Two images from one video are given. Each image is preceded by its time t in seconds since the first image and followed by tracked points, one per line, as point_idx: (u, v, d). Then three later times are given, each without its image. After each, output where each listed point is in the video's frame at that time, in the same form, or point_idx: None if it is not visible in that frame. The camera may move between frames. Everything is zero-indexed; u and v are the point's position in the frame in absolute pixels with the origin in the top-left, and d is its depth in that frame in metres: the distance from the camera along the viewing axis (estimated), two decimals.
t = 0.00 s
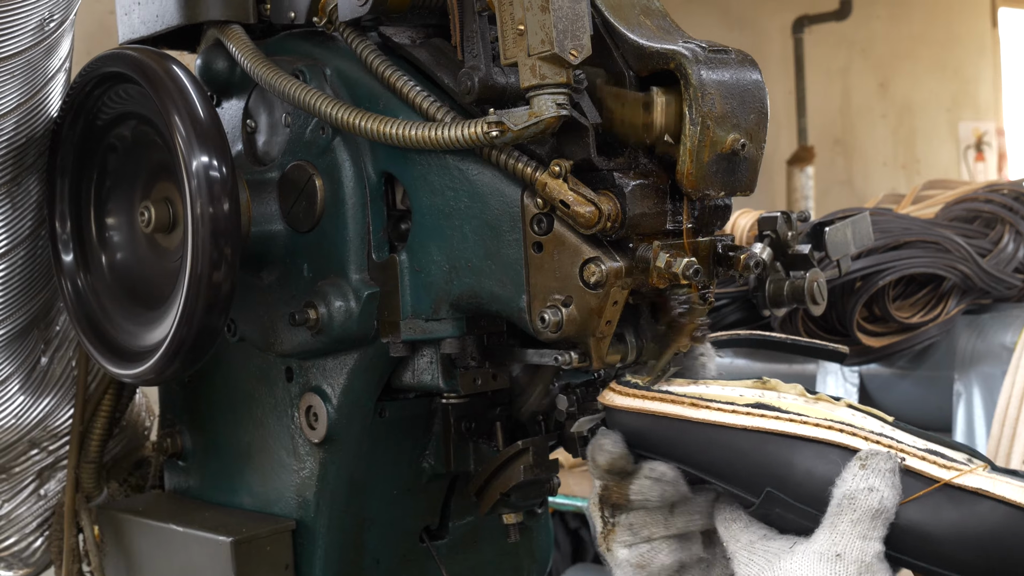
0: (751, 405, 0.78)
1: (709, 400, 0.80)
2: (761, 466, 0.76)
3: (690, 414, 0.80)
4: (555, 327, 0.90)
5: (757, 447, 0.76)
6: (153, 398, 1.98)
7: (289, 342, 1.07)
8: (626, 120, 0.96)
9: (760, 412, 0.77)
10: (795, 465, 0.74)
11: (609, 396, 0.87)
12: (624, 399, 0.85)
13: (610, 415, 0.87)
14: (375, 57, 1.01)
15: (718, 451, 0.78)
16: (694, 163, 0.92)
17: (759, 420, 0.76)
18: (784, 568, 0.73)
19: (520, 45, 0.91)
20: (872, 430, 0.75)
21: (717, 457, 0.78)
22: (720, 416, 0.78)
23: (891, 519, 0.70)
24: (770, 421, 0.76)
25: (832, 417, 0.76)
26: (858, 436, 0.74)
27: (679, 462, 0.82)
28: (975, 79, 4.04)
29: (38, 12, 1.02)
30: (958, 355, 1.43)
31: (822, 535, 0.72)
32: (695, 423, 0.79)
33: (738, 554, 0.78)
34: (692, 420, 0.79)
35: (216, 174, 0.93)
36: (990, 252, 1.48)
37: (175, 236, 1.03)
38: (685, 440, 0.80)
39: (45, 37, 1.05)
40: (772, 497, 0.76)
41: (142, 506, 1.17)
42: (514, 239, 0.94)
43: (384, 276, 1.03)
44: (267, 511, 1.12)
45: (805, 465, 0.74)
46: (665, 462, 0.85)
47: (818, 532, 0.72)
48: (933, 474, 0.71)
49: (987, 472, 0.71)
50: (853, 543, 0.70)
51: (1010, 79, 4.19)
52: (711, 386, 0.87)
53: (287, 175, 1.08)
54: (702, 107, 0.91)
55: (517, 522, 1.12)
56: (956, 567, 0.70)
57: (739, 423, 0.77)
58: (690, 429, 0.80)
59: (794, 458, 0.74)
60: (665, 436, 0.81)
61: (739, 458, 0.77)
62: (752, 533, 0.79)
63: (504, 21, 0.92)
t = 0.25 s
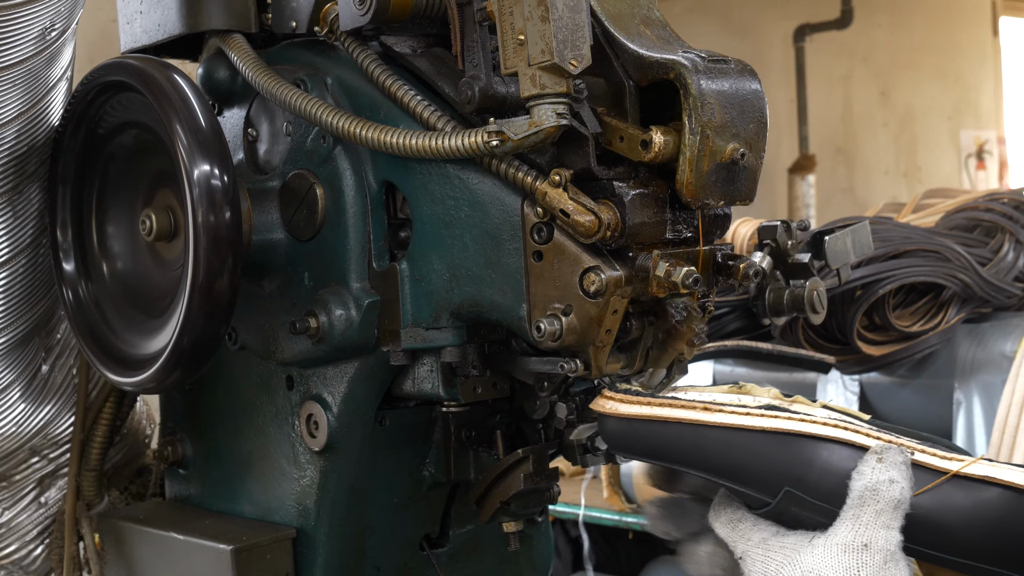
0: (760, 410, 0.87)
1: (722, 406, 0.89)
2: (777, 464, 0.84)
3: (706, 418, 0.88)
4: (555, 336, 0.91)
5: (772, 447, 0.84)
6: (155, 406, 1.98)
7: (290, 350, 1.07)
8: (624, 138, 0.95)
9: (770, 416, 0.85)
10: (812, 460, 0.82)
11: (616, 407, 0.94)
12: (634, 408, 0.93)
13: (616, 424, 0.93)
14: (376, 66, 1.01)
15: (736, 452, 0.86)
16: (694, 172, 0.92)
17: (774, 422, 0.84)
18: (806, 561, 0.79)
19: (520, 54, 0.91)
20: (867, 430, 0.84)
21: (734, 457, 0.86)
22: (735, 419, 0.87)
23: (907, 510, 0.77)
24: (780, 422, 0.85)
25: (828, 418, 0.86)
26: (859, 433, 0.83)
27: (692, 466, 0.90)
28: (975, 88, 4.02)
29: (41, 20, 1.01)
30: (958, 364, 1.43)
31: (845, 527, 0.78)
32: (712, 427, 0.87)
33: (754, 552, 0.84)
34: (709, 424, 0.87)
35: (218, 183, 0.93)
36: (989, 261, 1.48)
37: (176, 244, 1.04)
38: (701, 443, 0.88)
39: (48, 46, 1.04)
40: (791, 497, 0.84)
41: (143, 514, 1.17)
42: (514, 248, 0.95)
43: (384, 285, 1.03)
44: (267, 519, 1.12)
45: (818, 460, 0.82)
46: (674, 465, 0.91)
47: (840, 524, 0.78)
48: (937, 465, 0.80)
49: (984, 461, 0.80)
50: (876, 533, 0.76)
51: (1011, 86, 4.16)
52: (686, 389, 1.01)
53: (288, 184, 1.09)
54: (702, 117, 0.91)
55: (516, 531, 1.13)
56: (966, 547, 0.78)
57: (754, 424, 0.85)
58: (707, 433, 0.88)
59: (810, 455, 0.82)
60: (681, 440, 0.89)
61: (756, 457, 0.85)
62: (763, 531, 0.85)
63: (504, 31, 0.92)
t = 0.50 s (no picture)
0: (752, 420, 0.87)
1: (715, 416, 0.89)
2: (771, 474, 0.84)
3: (700, 429, 0.88)
4: (553, 345, 0.91)
5: (764, 458, 0.85)
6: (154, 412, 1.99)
7: (288, 357, 1.07)
8: (625, 129, 0.97)
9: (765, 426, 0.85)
10: (805, 470, 0.83)
11: (608, 418, 0.94)
12: (626, 419, 0.92)
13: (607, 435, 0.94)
14: (376, 75, 1.01)
15: (730, 462, 0.86)
16: (693, 182, 0.92)
17: (769, 432, 0.85)
18: (797, 566, 0.80)
19: (520, 64, 0.91)
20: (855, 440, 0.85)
21: (728, 467, 0.87)
22: (728, 430, 0.87)
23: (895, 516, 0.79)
24: (774, 433, 0.85)
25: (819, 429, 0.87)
26: (847, 443, 0.84)
27: (684, 477, 0.91)
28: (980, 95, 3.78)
29: (42, 27, 1.02)
30: (956, 375, 1.43)
31: (835, 535, 0.79)
32: (706, 438, 0.88)
33: (743, 560, 0.87)
34: (703, 435, 0.87)
35: (218, 190, 0.94)
36: (989, 270, 1.48)
37: (175, 251, 1.04)
38: (695, 454, 0.88)
39: (49, 52, 1.04)
40: (783, 507, 0.85)
41: (141, 521, 1.17)
42: (513, 256, 0.95)
43: (384, 293, 1.04)
44: (265, 526, 1.12)
45: (811, 470, 0.83)
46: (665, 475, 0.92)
47: (830, 531, 0.80)
48: (921, 474, 0.82)
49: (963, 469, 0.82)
50: (866, 539, 0.78)
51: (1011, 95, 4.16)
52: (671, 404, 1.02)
53: (288, 191, 1.09)
54: (701, 127, 0.92)
55: (514, 539, 1.13)
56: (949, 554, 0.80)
57: (748, 435, 0.85)
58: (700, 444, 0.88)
59: (803, 465, 0.83)
60: (675, 450, 0.89)
61: (750, 467, 0.85)
62: (751, 539, 0.88)
63: (503, 40, 0.92)
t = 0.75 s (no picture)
0: (734, 426, 0.85)
1: (697, 422, 0.85)
2: (755, 479, 0.82)
3: (685, 437, 0.84)
4: (554, 354, 0.91)
5: (748, 463, 0.83)
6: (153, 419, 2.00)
7: (289, 366, 1.07)
8: (623, 157, 0.95)
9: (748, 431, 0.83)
10: (787, 475, 0.81)
11: (590, 427, 0.88)
12: (608, 428, 0.88)
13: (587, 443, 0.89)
14: (376, 83, 1.02)
15: (716, 469, 0.84)
16: (693, 191, 0.92)
17: (752, 437, 0.83)
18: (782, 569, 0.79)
19: (520, 73, 0.91)
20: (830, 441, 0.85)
21: (714, 475, 0.84)
22: (713, 436, 0.84)
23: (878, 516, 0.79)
24: (758, 437, 0.83)
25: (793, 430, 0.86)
26: (826, 446, 0.84)
27: (667, 486, 0.87)
28: (979, 105, 3.78)
29: (43, 36, 1.02)
30: (956, 384, 1.43)
31: (819, 537, 0.78)
32: (690, 445, 0.84)
33: (727, 565, 0.84)
34: (687, 442, 0.84)
35: (218, 199, 0.94)
36: (989, 280, 1.48)
37: (175, 259, 1.04)
38: (680, 462, 0.85)
39: (49, 60, 1.04)
40: (767, 512, 0.83)
41: (140, 529, 1.17)
42: (513, 265, 0.95)
43: (384, 302, 1.04)
44: (264, 534, 1.12)
45: (794, 474, 0.81)
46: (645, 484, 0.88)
47: (813, 533, 0.79)
48: (899, 474, 0.83)
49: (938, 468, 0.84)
50: (850, 541, 0.77)
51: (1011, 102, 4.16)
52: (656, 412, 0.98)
53: (289, 200, 1.09)
54: (701, 136, 0.92)
55: (514, 548, 1.13)
56: (925, 552, 0.82)
57: (732, 441, 0.83)
58: (685, 452, 0.84)
59: (785, 469, 0.82)
60: (659, 459, 0.86)
61: (734, 473, 0.83)
62: (734, 542, 0.86)
63: (504, 50, 0.93)
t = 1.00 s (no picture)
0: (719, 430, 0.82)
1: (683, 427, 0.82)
2: (742, 483, 0.80)
3: (671, 442, 0.81)
4: (554, 357, 0.91)
5: (732, 467, 0.80)
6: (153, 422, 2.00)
7: (288, 368, 1.07)
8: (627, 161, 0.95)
9: (733, 434, 0.80)
10: (772, 478, 0.79)
11: (573, 435, 0.84)
12: (591, 435, 0.84)
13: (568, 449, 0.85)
14: (376, 86, 1.01)
15: (703, 474, 0.81)
16: (693, 193, 0.92)
17: (737, 441, 0.80)
18: (765, 570, 0.77)
19: (520, 75, 0.91)
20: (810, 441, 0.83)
21: (701, 480, 0.81)
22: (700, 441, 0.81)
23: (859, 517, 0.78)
24: (743, 440, 0.80)
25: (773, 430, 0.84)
26: (808, 447, 0.82)
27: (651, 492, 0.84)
28: (979, 107, 3.80)
29: (43, 38, 1.02)
30: (956, 387, 1.42)
31: (802, 537, 0.77)
32: (677, 451, 0.81)
33: (709, 566, 0.82)
34: (673, 448, 0.80)
35: (217, 201, 0.93)
36: (989, 282, 1.48)
37: (175, 261, 1.04)
38: (666, 468, 0.81)
39: (49, 63, 1.04)
40: (753, 515, 0.80)
41: (140, 531, 1.17)
42: (513, 267, 0.95)
43: (383, 304, 1.03)
44: (263, 537, 1.12)
45: (779, 476, 0.79)
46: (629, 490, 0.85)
47: (797, 534, 0.77)
48: (881, 472, 0.82)
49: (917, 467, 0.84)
50: (834, 540, 0.76)
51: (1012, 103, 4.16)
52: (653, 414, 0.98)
53: (288, 202, 1.09)
54: (702, 138, 0.91)
55: (514, 551, 1.13)
56: (904, 549, 0.82)
57: (718, 446, 0.80)
58: (671, 457, 0.81)
59: (771, 472, 0.79)
60: (645, 466, 0.82)
61: (721, 479, 0.80)
62: (716, 544, 0.83)
63: (504, 52, 0.92)
